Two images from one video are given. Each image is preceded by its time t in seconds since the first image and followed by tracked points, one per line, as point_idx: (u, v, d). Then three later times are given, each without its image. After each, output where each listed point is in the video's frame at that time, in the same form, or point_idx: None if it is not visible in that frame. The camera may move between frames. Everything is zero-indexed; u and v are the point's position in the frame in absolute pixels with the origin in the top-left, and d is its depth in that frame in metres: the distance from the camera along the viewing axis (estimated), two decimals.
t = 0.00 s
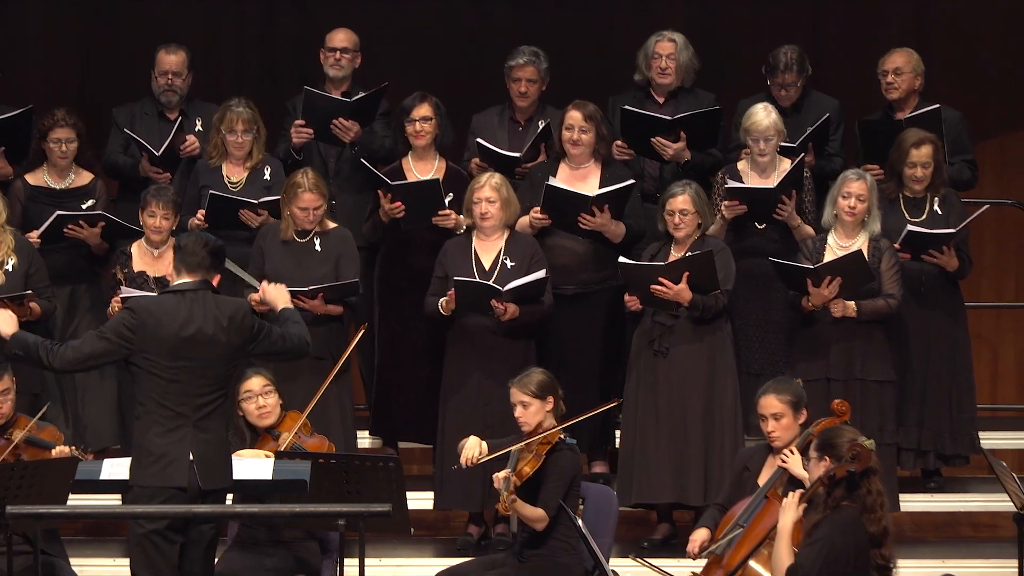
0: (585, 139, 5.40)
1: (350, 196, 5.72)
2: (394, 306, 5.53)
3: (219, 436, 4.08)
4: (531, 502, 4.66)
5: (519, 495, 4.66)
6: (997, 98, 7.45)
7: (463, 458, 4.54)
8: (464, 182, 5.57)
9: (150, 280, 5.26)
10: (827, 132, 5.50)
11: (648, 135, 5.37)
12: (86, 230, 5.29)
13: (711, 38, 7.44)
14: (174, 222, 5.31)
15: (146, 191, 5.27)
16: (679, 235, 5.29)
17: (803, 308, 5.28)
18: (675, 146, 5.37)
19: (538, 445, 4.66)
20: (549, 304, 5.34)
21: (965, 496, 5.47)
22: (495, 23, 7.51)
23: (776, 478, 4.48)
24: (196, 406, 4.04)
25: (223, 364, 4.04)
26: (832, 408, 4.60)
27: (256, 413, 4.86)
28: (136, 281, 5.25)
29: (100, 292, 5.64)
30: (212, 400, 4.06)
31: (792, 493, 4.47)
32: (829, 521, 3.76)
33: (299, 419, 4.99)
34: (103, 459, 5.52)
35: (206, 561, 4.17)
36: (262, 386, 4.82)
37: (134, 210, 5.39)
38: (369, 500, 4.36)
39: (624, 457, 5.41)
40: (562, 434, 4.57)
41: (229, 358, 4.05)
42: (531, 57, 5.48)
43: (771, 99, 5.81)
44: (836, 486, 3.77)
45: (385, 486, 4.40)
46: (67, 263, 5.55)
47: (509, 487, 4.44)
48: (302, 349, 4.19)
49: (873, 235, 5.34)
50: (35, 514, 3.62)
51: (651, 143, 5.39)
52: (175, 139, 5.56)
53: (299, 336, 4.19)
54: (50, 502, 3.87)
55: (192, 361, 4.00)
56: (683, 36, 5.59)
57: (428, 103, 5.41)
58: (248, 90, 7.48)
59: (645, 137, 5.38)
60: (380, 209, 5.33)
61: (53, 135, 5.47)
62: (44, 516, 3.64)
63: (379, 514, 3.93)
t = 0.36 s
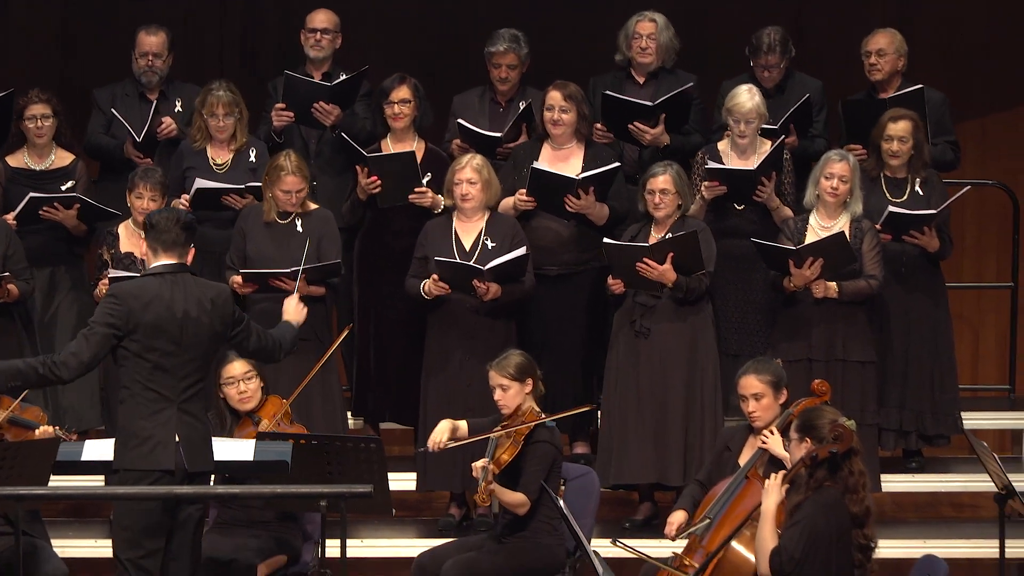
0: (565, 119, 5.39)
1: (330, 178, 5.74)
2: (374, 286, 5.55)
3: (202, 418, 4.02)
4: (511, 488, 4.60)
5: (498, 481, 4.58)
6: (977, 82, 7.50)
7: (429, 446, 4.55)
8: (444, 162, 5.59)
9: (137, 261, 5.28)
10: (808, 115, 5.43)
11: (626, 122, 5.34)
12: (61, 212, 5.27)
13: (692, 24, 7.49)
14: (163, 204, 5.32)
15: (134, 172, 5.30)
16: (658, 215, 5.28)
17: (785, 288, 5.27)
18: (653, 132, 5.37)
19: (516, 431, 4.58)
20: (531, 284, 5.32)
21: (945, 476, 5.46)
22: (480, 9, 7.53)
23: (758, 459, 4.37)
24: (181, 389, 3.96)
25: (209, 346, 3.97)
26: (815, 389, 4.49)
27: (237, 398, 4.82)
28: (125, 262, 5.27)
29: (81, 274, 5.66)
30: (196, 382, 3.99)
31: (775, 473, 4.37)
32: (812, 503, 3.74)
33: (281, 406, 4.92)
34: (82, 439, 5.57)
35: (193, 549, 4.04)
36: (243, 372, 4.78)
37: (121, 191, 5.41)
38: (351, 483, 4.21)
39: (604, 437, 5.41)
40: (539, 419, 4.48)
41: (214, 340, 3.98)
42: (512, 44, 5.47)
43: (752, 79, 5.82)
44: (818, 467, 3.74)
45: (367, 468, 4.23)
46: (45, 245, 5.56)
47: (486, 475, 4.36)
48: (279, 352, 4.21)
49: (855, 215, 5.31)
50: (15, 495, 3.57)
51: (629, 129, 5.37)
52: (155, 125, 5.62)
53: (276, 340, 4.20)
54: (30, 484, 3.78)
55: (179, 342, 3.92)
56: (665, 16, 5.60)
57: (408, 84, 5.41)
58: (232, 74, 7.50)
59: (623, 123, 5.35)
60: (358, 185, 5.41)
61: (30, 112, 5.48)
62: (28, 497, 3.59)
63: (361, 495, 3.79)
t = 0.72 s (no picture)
0: (558, 101, 5.37)
1: (321, 161, 5.73)
2: (366, 270, 5.56)
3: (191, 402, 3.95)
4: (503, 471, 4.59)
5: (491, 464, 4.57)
6: (969, 66, 7.51)
7: (433, 425, 4.61)
8: (434, 145, 5.58)
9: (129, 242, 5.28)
10: (797, 95, 5.45)
11: (621, 102, 5.34)
12: (56, 194, 5.29)
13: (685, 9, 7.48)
14: (155, 185, 5.31)
15: (126, 154, 5.30)
16: (651, 196, 5.27)
17: (776, 271, 5.24)
18: (647, 113, 5.34)
19: (505, 414, 4.57)
20: (523, 267, 5.32)
21: (935, 459, 5.45)
22: None
23: (746, 440, 4.31)
24: (170, 375, 3.90)
25: (197, 330, 3.91)
26: (803, 369, 4.40)
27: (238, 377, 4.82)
28: (117, 243, 5.28)
29: (72, 257, 5.67)
30: (184, 368, 3.93)
31: (764, 454, 4.31)
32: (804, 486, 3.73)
33: (281, 387, 4.91)
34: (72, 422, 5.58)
35: (181, 530, 4.03)
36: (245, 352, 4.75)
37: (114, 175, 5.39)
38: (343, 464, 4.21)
39: (595, 419, 5.41)
40: (527, 398, 4.49)
41: (202, 324, 3.92)
42: (502, 26, 5.47)
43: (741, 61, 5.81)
44: (809, 450, 3.73)
45: (356, 449, 4.30)
46: (36, 228, 5.55)
47: (477, 459, 4.37)
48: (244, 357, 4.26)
49: (847, 197, 5.31)
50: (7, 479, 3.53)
51: (624, 110, 5.35)
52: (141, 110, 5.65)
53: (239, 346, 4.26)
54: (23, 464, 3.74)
55: (167, 326, 3.86)
56: None
57: (398, 66, 5.43)
58: (223, 59, 7.49)
59: (618, 104, 5.35)
60: (348, 172, 5.41)
61: (26, 93, 5.45)
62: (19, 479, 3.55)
63: (353, 479, 3.78)
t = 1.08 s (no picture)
0: (546, 83, 5.36)
1: (308, 145, 5.72)
2: (353, 253, 5.55)
3: (161, 387, 3.94)
4: (490, 456, 4.57)
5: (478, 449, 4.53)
6: (958, 48, 7.49)
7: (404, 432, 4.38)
8: (422, 129, 5.57)
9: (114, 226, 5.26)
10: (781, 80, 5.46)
11: (609, 83, 5.33)
12: (47, 176, 5.28)
13: None
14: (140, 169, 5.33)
15: (113, 137, 5.32)
16: (639, 178, 5.26)
17: (765, 254, 5.23)
18: (636, 95, 5.35)
19: (494, 402, 4.46)
20: (510, 251, 5.32)
21: (922, 441, 5.45)
22: None
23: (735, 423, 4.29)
24: (136, 361, 3.88)
25: (165, 315, 3.89)
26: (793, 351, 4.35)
27: (231, 360, 4.78)
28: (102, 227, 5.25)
29: (60, 241, 5.67)
30: (152, 354, 3.91)
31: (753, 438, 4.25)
32: (789, 473, 3.70)
33: (274, 373, 4.90)
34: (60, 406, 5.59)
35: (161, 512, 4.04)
36: (242, 335, 4.72)
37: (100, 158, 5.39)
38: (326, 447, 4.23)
39: (584, 402, 5.42)
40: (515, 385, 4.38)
41: (169, 310, 3.90)
42: (490, 8, 5.45)
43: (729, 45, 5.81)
44: (794, 436, 3.71)
45: (345, 433, 4.25)
46: (24, 212, 5.54)
47: (466, 447, 4.28)
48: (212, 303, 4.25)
49: (835, 179, 5.28)
50: None
51: (612, 92, 5.36)
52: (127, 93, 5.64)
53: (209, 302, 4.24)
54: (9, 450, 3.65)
55: (133, 314, 3.84)
56: None
57: (385, 49, 5.43)
58: (212, 44, 7.48)
59: (607, 86, 5.35)
60: (338, 156, 5.37)
61: (15, 76, 5.45)
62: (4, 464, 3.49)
63: (338, 462, 3.71)
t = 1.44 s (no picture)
0: (527, 65, 5.35)
1: (288, 128, 5.72)
2: (333, 237, 5.55)
3: (114, 379, 3.99)
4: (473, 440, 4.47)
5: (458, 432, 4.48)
6: (941, 33, 7.49)
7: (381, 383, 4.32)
8: (402, 112, 5.57)
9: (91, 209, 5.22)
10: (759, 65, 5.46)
11: (590, 65, 5.32)
12: (25, 159, 5.26)
13: None
14: (119, 152, 5.35)
15: (92, 121, 5.34)
16: (621, 160, 5.24)
17: (744, 236, 5.22)
18: (616, 77, 5.34)
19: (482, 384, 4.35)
20: (490, 235, 5.31)
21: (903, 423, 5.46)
22: None
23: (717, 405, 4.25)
24: (85, 354, 3.95)
25: (108, 309, 3.93)
26: (776, 334, 4.28)
27: (215, 343, 4.65)
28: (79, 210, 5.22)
29: (40, 225, 5.66)
30: (102, 347, 3.97)
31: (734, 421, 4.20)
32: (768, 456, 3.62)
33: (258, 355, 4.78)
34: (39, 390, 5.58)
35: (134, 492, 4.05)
36: (227, 318, 4.60)
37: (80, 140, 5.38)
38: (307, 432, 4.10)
39: (565, 386, 5.41)
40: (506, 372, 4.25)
41: (112, 303, 3.93)
42: None
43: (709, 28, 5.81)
44: (773, 419, 3.63)
45: (324, 417, 4.07)
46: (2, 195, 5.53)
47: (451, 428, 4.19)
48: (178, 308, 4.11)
49: (814, 162, 5.27)
50: None
51: (593, 74, 5.34)
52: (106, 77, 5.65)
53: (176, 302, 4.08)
54: None
55: (79, 308, 3.92)
56: None
57: (365, 33, 5.39)
58: (193, 28, 7.46)
59: (587, 67, 5.33)
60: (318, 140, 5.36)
61: None
62: None
63: (320, 444, 3.60)
